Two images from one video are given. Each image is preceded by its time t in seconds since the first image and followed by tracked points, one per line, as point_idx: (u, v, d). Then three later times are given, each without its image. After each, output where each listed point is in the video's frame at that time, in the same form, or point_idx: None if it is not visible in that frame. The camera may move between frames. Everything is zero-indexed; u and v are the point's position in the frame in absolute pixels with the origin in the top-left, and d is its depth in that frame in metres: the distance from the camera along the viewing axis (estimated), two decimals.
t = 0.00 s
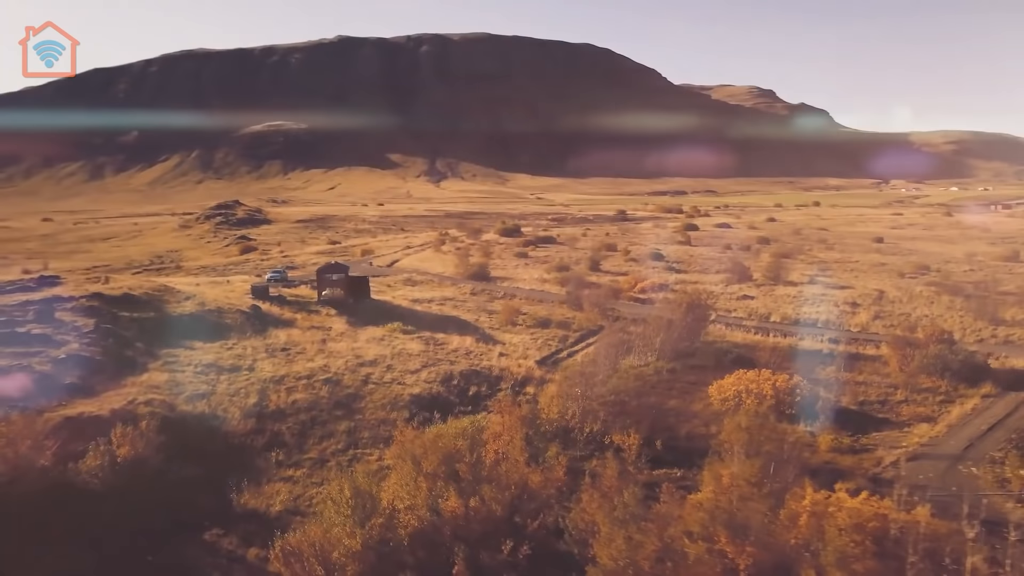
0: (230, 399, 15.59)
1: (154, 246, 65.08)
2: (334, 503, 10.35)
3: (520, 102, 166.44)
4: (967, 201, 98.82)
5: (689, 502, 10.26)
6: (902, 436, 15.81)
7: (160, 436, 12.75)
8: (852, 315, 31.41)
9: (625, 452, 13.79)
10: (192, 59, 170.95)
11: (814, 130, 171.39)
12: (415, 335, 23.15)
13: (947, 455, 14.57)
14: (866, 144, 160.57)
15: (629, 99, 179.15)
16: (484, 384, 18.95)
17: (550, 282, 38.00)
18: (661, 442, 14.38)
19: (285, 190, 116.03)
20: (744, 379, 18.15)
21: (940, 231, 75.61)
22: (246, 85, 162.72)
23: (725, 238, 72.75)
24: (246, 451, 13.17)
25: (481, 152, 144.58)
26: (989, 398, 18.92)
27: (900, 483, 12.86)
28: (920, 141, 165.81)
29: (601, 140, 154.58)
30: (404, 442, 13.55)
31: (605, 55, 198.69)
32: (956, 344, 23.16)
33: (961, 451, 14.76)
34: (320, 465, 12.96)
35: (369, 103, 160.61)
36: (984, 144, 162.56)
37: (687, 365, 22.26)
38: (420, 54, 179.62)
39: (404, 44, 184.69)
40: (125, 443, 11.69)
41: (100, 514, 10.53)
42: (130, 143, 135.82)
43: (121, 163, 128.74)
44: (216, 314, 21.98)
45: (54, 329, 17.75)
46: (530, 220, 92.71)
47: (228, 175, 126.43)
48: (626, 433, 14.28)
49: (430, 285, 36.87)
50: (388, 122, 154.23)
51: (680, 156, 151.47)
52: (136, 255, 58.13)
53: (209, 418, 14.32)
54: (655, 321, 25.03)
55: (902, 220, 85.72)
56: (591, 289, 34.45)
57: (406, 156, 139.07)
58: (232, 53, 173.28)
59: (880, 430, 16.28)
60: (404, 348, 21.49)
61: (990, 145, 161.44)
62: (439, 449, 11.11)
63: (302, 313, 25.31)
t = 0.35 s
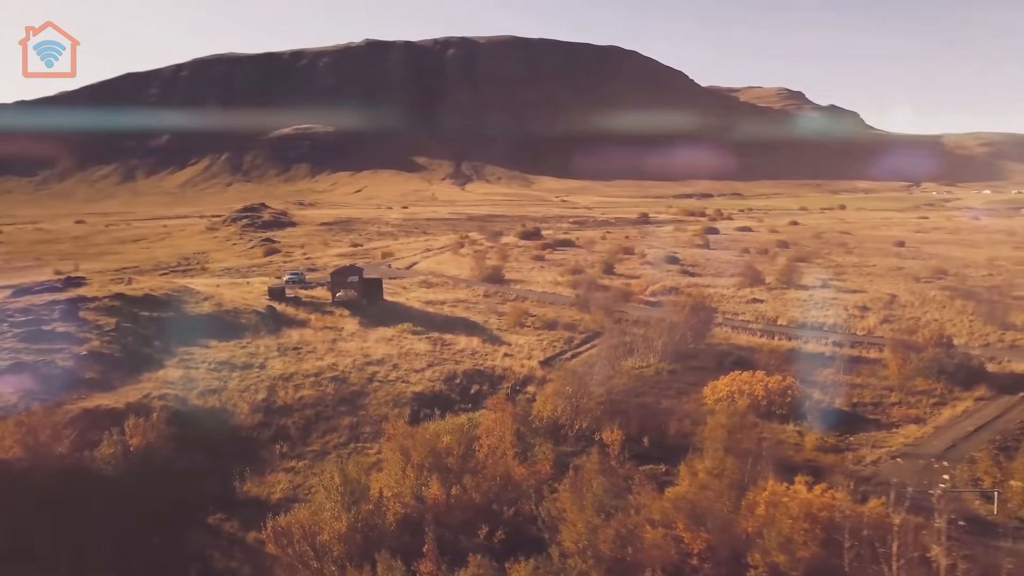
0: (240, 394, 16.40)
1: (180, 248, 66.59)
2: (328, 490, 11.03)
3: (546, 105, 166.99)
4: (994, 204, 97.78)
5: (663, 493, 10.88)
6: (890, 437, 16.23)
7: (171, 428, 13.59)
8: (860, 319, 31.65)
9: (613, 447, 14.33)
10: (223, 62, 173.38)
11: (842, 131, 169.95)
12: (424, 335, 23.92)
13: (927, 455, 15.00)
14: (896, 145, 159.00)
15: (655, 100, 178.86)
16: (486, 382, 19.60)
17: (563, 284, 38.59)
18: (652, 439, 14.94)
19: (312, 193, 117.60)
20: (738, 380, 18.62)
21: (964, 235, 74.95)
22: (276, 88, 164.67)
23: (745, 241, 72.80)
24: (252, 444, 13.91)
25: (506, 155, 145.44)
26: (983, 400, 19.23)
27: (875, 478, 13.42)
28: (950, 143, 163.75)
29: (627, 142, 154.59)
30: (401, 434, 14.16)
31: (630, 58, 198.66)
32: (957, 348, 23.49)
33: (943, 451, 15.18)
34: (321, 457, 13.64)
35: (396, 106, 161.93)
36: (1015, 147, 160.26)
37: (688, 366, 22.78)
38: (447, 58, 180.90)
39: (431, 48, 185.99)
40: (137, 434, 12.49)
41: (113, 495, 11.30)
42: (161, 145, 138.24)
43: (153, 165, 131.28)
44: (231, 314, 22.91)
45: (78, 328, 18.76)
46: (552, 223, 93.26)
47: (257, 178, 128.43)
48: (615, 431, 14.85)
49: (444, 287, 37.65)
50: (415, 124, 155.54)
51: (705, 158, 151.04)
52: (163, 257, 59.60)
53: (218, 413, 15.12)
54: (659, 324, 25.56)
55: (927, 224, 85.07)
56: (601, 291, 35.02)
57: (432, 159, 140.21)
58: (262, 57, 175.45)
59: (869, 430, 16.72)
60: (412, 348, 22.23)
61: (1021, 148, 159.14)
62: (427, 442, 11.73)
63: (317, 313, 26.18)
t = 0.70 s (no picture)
0: (249, 391, 17.14)
1: (206, 250, 68.01)
2: (322, 479, 11.64)
3: (570, 108, 167.42)
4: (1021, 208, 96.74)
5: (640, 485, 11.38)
6: (877, 437, 16.63)
7: (181, 422, 14.32)
8: (868, 322, 31.91)
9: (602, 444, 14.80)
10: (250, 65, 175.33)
11: (870, 132, 168.30)
12: (432, 336, 24.64)
13: (910, 454, 15.40)
14: (925, 146, 157.10)
15: (680, 102, 178.50)
16: (487, 381, 20.22)
17: (575, 288, 39.17)
18: (642, 437, 15.45)
19: (337, 196, 119.07)
20: (732, 382, 19.07)
21: (988, 240, 74.30)
22: (302, 92, 166.34)
23: (763, 245, 72.80)
24: (256, 438, 14.59)
25: (529, 159, 146.19)
26: (975, 404, 19.53)
27: (853, 476, 13.86)
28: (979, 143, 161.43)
29: (651, 144, 154.60)
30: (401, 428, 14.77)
31: (655, 61, 198.63)
32: (957, 352, 23.75)
33: (926, 451, 15.56)
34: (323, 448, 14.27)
35: (420, 109, 162.95)
36: None
37: (688, 368, 23.25)
38: (471, 61, 181.84)
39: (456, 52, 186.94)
40: (149, 426, 13.24)
41: (123, 480, 11.96)
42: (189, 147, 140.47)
43: (181, 168, 133.57)
44: (246, 315, 23.83)
45: (97, 327, 19.66)
46: (571, 226, 93.73)
47: (283, 181, 130.29)
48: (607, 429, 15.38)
49: (458, 289, 38.37)
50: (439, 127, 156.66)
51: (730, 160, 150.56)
52: (188, 259, 60.99)
53: (227, 408, 15.81)
54: (663, 327, 26.05)
55: (951, 228, 84.34)
56: (611, 294, 35.55)
57: (456, 162, 141.18)
58: (289, 61, 177.18)
59: (856, 430, 17.13)
60: (419, 348, 22.93)
61: None
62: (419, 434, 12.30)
63: (329, 314, 27.00)
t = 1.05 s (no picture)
0: (261, 387, 17.90)
1: (231, 252, 69.39)
2: (318, 470, 12.21)
3: (594, 111, 167.60)
4: None
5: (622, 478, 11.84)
6: (867, 437, 16.98)
7: (193, 415, 15.04)
8: (877, 326, 32.14)
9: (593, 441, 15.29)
10: (277, 69, 177.18)
11: (898, 134, 166.54)
12: (441, 337, 25.33)
13: (895, 454, 15.76)
14: (955, 148, 155.14)
15: (704, 105, 177.98)
16: (491, 380, 20.84)
17: (587, 290, 39.76)
18: (636, 434, 15.92)
19: (361, 199, 120.49)
20: (729, 384, 19.48)
21: (1011, 244, 73.77)
22: (328, 96, 167.95)
23: (783, 249, 72.79)
24: (265, 433, 15.29)
25: (553, 163, 146.76)
26: (972, 407, 19.80)
27: (836, 475, 14.25)
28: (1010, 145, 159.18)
29: (675, 147, 154.38)
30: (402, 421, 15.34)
31: (679, 63, 198.08)
32: (958, 356, 24.00)
33: (912, 451, 15.94)
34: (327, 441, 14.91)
35: (444, 113, 163.97)
36: None
37: (690, 369, 23.77)
38: (496, 64, 182.80)
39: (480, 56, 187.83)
40: (163, 420, 13.99)
41: (135, 468, 12.68)
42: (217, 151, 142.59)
43: (208, 171, 135.83)
44: (261, 315, 24.65)
45: (118, 326, 20.56)
46: (592, 229, 94.17)
47: (309, 184, 132.08)
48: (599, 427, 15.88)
49: (472, 291, 39.10)
50: (464, 131, 157.63)
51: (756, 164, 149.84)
52: (214, 261, 62.31)
53: (239, 403, 16.56)
54: (668, 330, 26.56)
55: (975, 232, 83.68)
56: (621, 297, 36.10)
57: (479, 165, 142.07)
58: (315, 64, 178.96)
59: (847, 430, 17.48)
60: (427, 348, 23.64)
61: None
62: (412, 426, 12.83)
63: (343, 314, 27.80)
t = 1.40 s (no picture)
0: (276, 385, 18.65)
1: (258, 255, 70.70)
2: (323, 460, 12.89)
3: (621, 114, 167.57)
4: None
5: (612, 471, 12.36)
6: (862, 438, 17.35)
7: (208, 409, 15.83)
8: (890, 330, 32.23)
9: (592, 439, 15.81)
10: (307, 72, 179.24)
11: (931, 136, 164.23)
12: (455, 338, 26.01)
13: (888, 454, 16.12)
14: (989, 151, 152.85)
15: (732, 108, 177.07)
16: (500, 379, 21.45)
17: (604, 293, 40.20)
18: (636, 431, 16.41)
19: (389, 202, 121.77)
20: (731, 386, 19.90)
21: None
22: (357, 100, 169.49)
23: (806, 253, 72.52)
24: (279, 427, 16.02)
25: (580, 166, 147.08)
26: (972, 410, 20.07)
27: (826, 474, 14.69)
28: None
29: (702, 151, 153.95)
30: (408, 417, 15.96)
31: (708, 66, 197.15)
32: (965, 361, 24.23)
33: (905, 451, 16.30)
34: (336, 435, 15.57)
35: (473, 117, 164.81)
36: None
37: (697, 371, 24.24)
38: (524, 68, 183.53)
39: (509, 60, 188.12)
40: (181, 413, 14.77)
41: (154, 457, 13.46)
42: (248, 154, 144.82)
43: (240, 175, 138.00)
44: (281, 315, 25.50)
45: (145, 325, 21.49)
46: (616, 232, 94.34)
47: (338, 187, 133.79)
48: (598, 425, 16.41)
49: (489, 294, 39.75)
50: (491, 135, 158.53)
51: (784, 167, 148.84)
52: (241, 264, 63.54)
53: (254, 398, 17.32)
54: (678, 333, 27.00)
55: (1005, 236, 82.60)
56: (636, 300, 36.51)
57: (506, 169, 142.72)
58: (344, 69, 180.59)
59: (845, 431, 17.85)
60: (440, 349, 24.33)
61: None
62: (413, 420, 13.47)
63: (361, 316, 28.58)
